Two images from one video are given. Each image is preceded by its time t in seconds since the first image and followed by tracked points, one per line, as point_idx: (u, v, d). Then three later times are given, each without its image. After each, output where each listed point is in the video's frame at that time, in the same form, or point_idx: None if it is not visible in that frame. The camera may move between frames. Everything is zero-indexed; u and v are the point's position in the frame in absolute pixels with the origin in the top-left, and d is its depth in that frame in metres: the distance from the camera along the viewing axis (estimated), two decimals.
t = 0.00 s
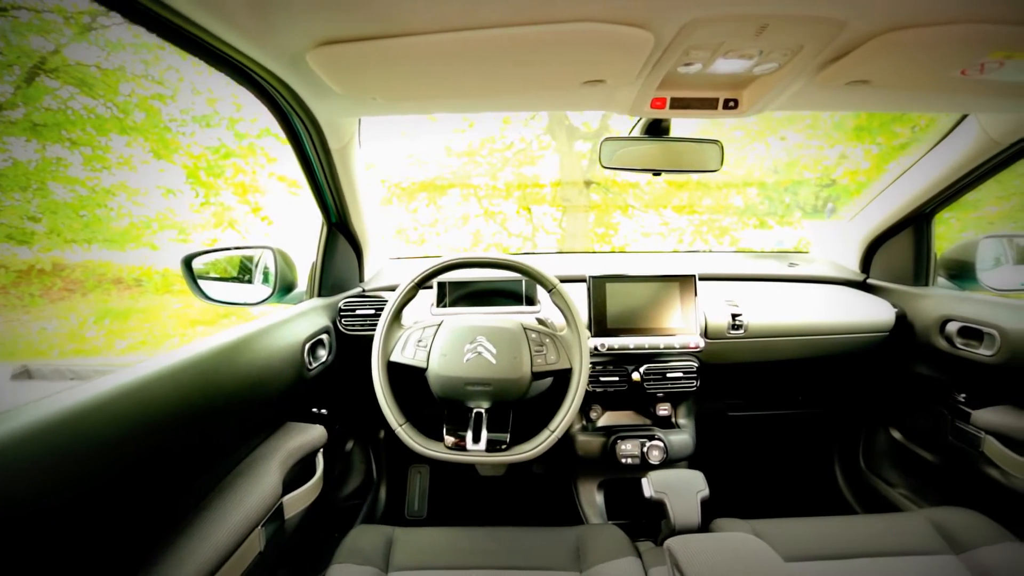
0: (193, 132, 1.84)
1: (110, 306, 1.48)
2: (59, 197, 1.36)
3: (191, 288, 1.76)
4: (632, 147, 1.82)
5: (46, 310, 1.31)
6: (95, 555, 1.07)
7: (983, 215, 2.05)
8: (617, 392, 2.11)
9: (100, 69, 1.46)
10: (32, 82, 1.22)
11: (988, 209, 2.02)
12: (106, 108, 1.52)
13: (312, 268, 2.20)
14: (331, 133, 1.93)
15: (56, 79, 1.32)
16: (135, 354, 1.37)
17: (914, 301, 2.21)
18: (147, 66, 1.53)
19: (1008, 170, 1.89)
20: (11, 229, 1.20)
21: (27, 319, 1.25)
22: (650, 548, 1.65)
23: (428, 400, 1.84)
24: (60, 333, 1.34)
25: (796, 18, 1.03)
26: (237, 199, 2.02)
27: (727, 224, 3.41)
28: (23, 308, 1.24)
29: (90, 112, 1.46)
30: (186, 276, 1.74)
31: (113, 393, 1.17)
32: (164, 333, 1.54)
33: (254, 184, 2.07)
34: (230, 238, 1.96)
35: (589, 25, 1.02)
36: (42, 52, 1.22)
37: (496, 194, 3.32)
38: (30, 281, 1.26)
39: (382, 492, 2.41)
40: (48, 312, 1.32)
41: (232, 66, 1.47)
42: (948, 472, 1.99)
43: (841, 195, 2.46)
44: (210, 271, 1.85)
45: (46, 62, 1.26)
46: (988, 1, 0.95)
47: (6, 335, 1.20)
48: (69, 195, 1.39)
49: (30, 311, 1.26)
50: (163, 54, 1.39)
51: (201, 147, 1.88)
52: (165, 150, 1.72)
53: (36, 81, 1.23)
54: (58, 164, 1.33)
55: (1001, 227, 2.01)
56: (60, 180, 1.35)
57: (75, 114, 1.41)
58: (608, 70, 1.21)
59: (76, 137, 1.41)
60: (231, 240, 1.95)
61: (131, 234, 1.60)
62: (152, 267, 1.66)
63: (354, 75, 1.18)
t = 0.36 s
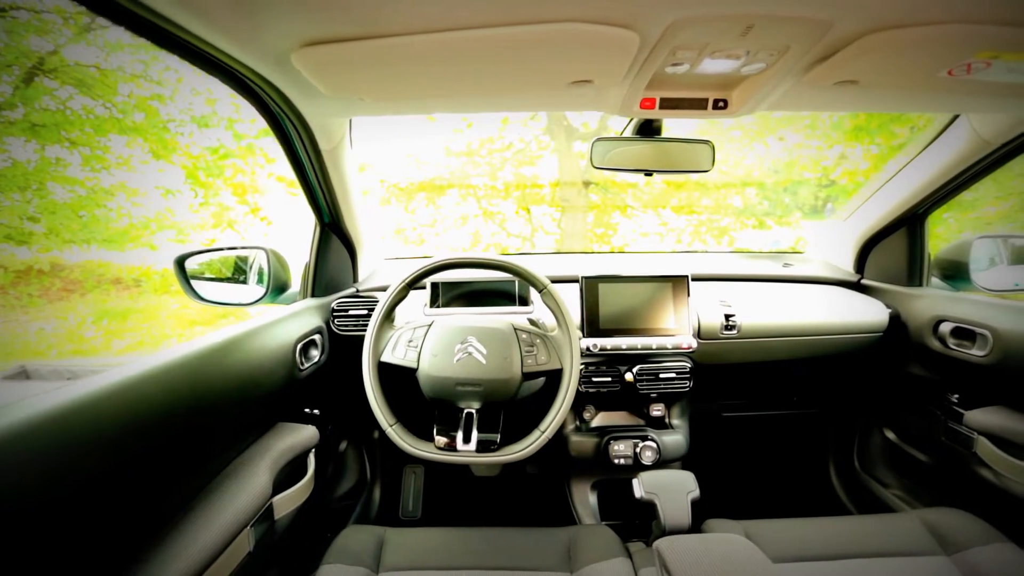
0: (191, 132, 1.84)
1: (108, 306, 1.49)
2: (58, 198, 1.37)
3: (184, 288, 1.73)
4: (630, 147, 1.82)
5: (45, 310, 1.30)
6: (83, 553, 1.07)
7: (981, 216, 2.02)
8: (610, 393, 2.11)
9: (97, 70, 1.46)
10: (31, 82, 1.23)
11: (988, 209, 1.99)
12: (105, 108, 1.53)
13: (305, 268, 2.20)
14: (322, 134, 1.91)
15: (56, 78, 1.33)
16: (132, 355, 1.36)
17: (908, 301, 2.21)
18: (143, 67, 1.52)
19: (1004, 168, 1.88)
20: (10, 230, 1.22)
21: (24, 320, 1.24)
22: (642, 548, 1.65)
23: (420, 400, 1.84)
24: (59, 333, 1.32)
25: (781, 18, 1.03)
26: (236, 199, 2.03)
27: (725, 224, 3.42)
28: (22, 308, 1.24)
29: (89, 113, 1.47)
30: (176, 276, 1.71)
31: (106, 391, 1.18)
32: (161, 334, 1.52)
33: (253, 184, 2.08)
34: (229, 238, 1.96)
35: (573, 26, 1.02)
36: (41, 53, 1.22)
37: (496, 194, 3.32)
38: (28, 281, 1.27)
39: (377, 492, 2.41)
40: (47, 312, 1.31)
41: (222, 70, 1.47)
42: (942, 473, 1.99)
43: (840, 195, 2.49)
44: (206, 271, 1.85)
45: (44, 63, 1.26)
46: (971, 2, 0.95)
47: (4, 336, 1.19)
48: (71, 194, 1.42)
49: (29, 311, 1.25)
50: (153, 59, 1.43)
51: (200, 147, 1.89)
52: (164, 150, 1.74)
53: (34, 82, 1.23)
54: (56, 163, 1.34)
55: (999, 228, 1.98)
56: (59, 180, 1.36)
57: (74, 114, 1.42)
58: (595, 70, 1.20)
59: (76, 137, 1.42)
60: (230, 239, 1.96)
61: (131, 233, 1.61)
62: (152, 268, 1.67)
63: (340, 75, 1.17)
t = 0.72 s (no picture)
0: (189, 133, 1.84)
1: (107, 306, 1.46)
2: (57, 198, 1.36)
3: (176, 288, 1.73)
4: (620, 147, 1.82)
5: (44, 311, 1.30)
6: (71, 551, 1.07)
7: (980, 216, 1.99)
8: (601, 393, 2.11)
9: (95, 70, 1.45)
10: (29, 82, 1.23)
11: (988, 209, 1.95)
12: (104, 109, 1.52)
13: (297, 268, 2.20)
14: (310, 134, 1.90)
15: (54, 78, 1.32)
16: (131, 356, 1.36)
17: (901, 301, 2.21)
18: (142, 68, 1.48)
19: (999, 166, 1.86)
20: (11, 230, 1.21)
21: (23, 320, 1.23)
22: (631, 548, 1.65)
23: (410, 400, 1.84)
24: (57, 333, 1.31)
25: (764, 18, 1.03)
26: (236, 199, 2.03)
27: (723, 224, 3.44)
28: (20, 308, 1.23)
29: (87, 113, 1.46)
30: (168, 276, 1.71)
31: (96, 388, 1.18)
32: (160, 335, 1.51)
33: (252, 184, 2.08)
34: (227, 238, 1.96)
35: (556, 26, 1.02)
36: (39, 53, 1.22)
37: (495, 194, 3.32)
38: (28, 281, 1.27)
39: (370, 492, 2.41)
40: (46, 313, 1.30)
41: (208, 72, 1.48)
42: (934, 473, 1.99)
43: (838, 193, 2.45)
44: (200, 271, 1.86)
45: (42, 64, 1.26)
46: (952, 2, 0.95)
47: (1, 337, 1.17)
48: (68, 195, 1.39)
49: (27, 312, 1.25)
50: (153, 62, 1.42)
51: (198, 147, 1.88)
52: (162, 150, 1.73)
53: (32, 82, 1.23)
54: (51, 164, 1.32)
55: (998, 228, 1.95)
56: (58, 180, 1.35)
57: (73, 114, 1.41)
58: (579, 70, 1.20)
59: (74, 137, 1.41)
60: (230, 240, 1.96)
61: (129, 234, 1.60)
62: (151, 267, 1.67)
63: (325, 76, 1.17)
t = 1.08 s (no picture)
0: (189, 133, 1.86)
1: (105, 306, 1.47)
2: (55, 198, 1.40)
3: (169, 288, 1.70)
4: (609, 146, 1.82)
5: (42, 310, 1.31)
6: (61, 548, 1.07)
7: (979, 215, 1.98)
8: (594, 393, 2.09)
9: (92, 70, 1.48)
10: (28, 82, 1.25)
11: (987, 208, 1.95)
12: (103, 108, 1.56)
13: (290, 268, 2.20)
14: (298, 133, 1.88)
15: (59, 77, 1.35)
16: (128, 355, 1.36)
17: (895, 301, 2.20)
18: (140, 69, 1.44)
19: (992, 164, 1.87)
20: (9, 230, 1.24)
21: (21, 319, 1.24)
22: (622, 548, 1.65)
23: (400, 400, 1.84)
24: (54, 334, 1.30)
25: (749, 16, 1.02)
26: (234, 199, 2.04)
27: (722, 223, 3.46)
28: (18, 308, 1.24)
29: (86, 112, 1.49)
30: (159, 277, 1.68)
31: (87, 385, 1.19)
32: (158, 335, 1.52)
33: (251, 184, 2.08)
34: (225, 238, 1.97)
35: (540, 26, 1.02)
36: (37, 53, 1.21)
37: (494, 193, 3.32)
38: (26, 282, 1.28)
39: (364, 492, 2.41)
40: (44, 312, 1.31)
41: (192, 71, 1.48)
42: (928, 473, 1.99)
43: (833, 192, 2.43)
44: (195, 271, 1.86)
45: (40, 63, 1.25)
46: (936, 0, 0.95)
47: None
48: (68, 195, 1.44)
49: (24, 311, 1.26)
50: (150, 63, 1.42)
51: (197, 147, 1.90)
52: (161, 150, 1.76)
53: (31, 82, 1.25)
54: (54, 163, 1.37)
55: (997, 228, 1.93)
56: (56, 180, 1.39)
57: (72, 114, 1.45)
58: (566, 69, 1.20)
59: (73, 138, 1.45)
60: (229, 240, 1.97)
61: (128, 234, 1.63)
62: (151, 267, 1.68)
63: (311, 75, 1.17)
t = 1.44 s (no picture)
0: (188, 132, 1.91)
1: (104, 305, 1.49)
2: (55, 197, 1.42)
3: (159, 287, 1.71)
4: (599, 146, 1.82)
5: (40, 311, 1.32)
6: (50, 543, 1.08)
7: (977, 214, 1.97)
8: (585, 392, 2.10)
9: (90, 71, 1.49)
10: (26, 82, 1.26)
11: (985, 207, 1.95)
12: (104, 109, 1.60)
13: (282, 268, 2.20)
14: (286, 133, 1.86)
15: (65, 80, 1.40)
16: (124, 351, 1.39)
17: (887, 300, 2.20)
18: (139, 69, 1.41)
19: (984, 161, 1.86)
20: (9, 231, 1.26)
21: (19, 320, 1.26)
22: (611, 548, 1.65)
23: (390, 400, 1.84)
24: (54, 332, 1.32)
25: (730, 15, 1.02)
26: (234, 199, 2.09)
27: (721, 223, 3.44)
28: (16, 308, 1.26)
29: (85, 112, 1.53)
30: (151, 278, 1.69)
31: (82, 381, 1.21)
32: (156, 334, 1.54)
33: (250, 184, 2.08)
34: (224, 237, 2.01)
35: (521, 24, 1.02)
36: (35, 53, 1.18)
37: (493, 193, 3.33)
38: (24, 281, 1.31)
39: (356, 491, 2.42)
40: (42, 313, 1.33)
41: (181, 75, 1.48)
42: (919, 473, 1.98)
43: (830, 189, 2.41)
44: (189, 271, 1.87)
45: (37, 63, 1.25)
46: None
47: None
48: (67, 196, 1.48)
49: (23, 311, 1.28)
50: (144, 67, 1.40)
51: (195, 146, 1.95)
52: (160, 150, 1.83)
53: (28, 82, 1.26)
54: (54, 164, 1.41)
55: (995, 227, 1.93)
56: (55, 179, 1.41)
57: (70, 114, 1.48)
58: (549, 69, 1.20)
59: (70, 138, 1.48)
60: (226, 239, 2.01)
61: (126, 234, 1.67)
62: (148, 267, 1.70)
63: (294, 74, 1.17)
